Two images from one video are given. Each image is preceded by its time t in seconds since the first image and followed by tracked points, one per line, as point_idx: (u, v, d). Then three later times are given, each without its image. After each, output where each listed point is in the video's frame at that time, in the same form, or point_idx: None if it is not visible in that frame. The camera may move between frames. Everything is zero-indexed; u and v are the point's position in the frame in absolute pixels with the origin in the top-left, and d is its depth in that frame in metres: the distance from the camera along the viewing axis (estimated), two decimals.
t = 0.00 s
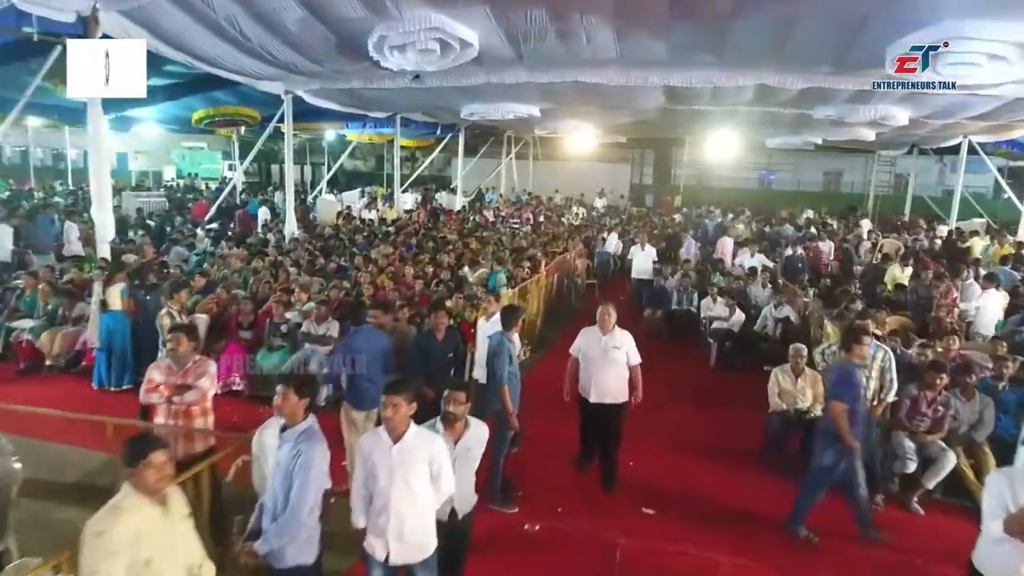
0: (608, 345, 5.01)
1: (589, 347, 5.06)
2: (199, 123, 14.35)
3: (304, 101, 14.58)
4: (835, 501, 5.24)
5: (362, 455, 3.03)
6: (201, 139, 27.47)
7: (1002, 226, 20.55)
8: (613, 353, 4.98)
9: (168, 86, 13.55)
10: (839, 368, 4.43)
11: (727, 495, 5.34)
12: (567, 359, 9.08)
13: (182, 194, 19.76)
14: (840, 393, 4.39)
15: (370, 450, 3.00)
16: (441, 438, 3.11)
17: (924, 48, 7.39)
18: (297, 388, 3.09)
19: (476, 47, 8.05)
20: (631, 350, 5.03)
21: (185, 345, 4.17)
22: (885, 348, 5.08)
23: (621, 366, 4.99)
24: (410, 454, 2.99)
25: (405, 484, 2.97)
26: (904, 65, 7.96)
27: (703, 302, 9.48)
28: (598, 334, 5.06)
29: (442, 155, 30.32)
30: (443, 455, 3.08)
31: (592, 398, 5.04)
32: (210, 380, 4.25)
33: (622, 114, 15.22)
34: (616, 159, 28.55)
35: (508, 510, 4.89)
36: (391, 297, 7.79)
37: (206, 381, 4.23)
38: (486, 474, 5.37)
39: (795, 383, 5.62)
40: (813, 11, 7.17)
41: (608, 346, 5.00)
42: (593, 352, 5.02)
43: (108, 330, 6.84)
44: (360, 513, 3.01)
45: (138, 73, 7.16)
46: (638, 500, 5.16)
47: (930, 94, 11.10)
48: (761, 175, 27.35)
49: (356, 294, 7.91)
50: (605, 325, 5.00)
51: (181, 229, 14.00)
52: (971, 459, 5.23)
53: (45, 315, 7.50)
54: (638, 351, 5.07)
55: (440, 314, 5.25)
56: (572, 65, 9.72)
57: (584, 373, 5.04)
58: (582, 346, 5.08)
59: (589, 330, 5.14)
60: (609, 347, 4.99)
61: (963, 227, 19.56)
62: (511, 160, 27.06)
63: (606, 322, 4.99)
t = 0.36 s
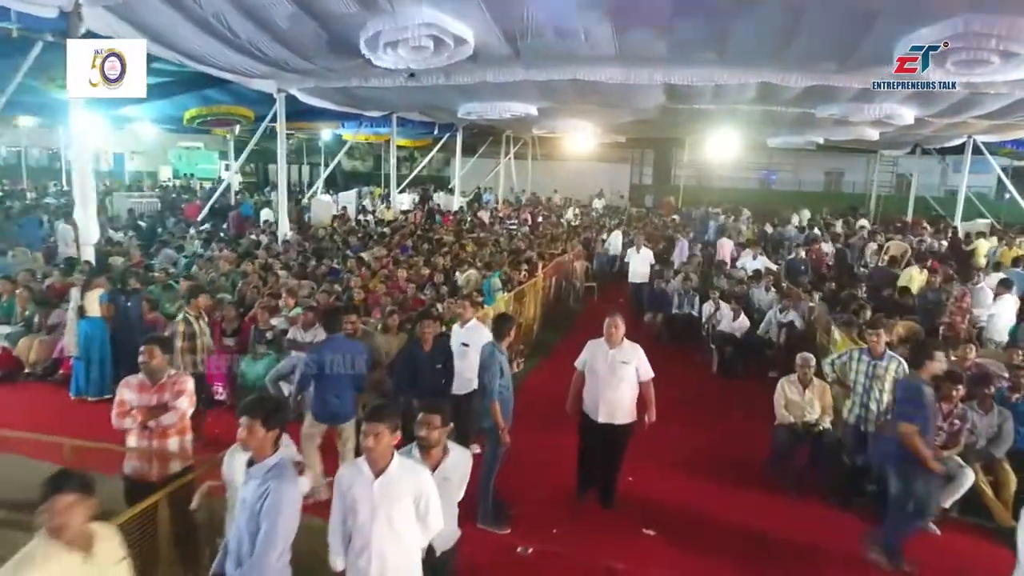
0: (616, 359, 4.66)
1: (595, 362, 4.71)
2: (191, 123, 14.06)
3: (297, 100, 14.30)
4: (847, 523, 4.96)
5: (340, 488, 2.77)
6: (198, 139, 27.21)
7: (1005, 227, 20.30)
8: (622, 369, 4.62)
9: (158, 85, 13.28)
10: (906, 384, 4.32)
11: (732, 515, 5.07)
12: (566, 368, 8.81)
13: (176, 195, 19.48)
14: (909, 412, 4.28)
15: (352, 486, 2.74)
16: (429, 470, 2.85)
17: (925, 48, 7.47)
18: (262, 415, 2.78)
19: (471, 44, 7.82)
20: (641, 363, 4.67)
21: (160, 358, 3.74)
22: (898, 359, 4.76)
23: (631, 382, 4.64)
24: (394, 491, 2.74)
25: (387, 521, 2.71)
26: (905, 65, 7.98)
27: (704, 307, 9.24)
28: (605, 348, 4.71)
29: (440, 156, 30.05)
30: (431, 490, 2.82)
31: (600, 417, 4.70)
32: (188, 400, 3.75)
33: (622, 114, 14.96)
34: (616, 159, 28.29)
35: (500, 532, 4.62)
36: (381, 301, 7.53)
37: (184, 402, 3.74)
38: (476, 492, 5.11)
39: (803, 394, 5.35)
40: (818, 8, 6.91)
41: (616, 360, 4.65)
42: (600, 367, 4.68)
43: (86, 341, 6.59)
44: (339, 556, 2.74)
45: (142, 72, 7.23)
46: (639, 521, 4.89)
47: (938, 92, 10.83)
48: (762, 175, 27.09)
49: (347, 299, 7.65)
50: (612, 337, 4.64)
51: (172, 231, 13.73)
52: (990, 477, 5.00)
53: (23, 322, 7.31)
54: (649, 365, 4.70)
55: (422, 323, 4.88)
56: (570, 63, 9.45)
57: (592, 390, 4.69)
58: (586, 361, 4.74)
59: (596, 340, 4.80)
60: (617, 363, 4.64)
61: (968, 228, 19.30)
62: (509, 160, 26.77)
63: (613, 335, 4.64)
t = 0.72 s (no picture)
0: (618, 381, 4.21)
1: (595, 383, 4.23)
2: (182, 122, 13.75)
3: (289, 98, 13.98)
4: (863, 547, 4.65)
5: (312, 532, 2.46)
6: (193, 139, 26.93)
7: (1011, 227, 19.99)
8: (626, 392, 4.17)
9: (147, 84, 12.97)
10: (998, 412, 3.86)
11: (740, 536, 4.78)
12: (564, 376, 8.50)
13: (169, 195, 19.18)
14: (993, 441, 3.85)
15: (324, 533, 2.43)
16: (414, 514, 2.51)
17: (925, 48, 7.33)
18: (204, 454, 2.49)
19: (466, 40, 7.55)
20: (643, 383, 4.26)
21: (122, 376, 3.33)
22: (917, 372, 4.47)
23: (635, 405, 4.20)
24: (370, 538, 2.41)
25: (363, 573, 2.37)
26: (904, 64, 8.04)
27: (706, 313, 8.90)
28: (605, 368, 4.23)
29: (438, 156, 29.72)
30: (416, 535, 2.47)
31: (606, 447, 4.16)
32: (154, 422, 3.37)
33: (622, 112, 14.62)
34: (616, 159, 27.98)
35: (491, 560, 4.31)
36: (369, 308, 7.21)
37: (150, 424, 3.36)
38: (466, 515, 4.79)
39: (813, 408, 5.02)
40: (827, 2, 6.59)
41: (619, 382, 4.20)
42: (603, 391, 4.18)
43: (59, 348, 6.29)
44: None
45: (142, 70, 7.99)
46: (640, 546, 4.56)
47: (948, 90, 10.51)
48: (762, 174, 26.78)
49: (334, 306, 7.33)
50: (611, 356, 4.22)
51: (161, 232, 13.43)
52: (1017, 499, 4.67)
53: None
54: (649, 383, 4.31)
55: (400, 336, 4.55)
56: (568, 60, 9.13)
57: (592, 417, 4.20)
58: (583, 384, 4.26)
59: (591, 360, 4.31)
60: (620, 385, 4.18)
61: (973, 228, 18.99)
62: (508, 160, 26.44)
63: (613, 353, 4.18)
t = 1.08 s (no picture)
0: (616, 403, 3.89)
1: (589, 407, 3.90)
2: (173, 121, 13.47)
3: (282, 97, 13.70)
4: (877, 567, 4.37)
5: None
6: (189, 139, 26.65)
7: (1016, 228, 19.70)
8: (625, 414, 3.87)
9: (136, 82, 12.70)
10: None
11: (745, 555, 4.52)
12: (563, 382, 8.24)
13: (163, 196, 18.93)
14: None
15: None
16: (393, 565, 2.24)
17: (922, 49, 7.57)
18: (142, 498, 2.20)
19: (461, 37, 7.24)
20: (640, 403, 3.96)
21: (84, 396, 3.08)
22: (937, 387, 4.19)
23: (634, 428, 3.90)
24: None
25: None
26: (903, 65, 8.23)
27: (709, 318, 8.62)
28: (599, 390, 3.92)
29: (436, 155, 29.44)
30: None
31: (604, 477, 3.83)
32: (115, 450, 3.09)
33: (622, 111, 14.33)
34: (615, 159, 27.70)
35: None
36: (358, 314, 6.93)
37: (110, 452, 3.07)
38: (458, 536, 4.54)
39: (825, 422, 4.75)
40: None
41: (616, 404, 3.89)
42: (598, 415, 3.87)
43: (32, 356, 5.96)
44: None
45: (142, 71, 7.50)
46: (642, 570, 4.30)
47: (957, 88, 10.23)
48: (763, 174, 26.49)
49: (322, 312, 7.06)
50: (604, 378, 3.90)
51: (151, 234, 13.16)
52: None
53: None
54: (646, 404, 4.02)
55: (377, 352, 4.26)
56: (567, 57, 8.84)
57: (588, 443, 3.86)
58: (576, 407, 3.93)
59: (584, 381, 3.97)
60: (619, 407, 3.88)
61: (977, 229, 18.71)
62: (506, 160, 26.16)
63: (608, 374, 3.88)
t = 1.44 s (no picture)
0: (620, 440, 3.48)
1: (588, 441, 3.51)
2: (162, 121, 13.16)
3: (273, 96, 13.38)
4: None
5: None
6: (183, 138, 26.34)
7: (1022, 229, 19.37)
8: (628, 452, 3.47)
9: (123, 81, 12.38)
10: None
11: None
12: (563, 392, 7.92)
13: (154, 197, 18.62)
14: None
15: None
16: None
17: (923, 49, 7.59)
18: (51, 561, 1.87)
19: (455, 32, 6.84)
20: (646, 438, 3.56)
21: (23, 426, 2.80)
22: (965, 407, 3.88)
23: (638, 465, 3.52)
24: None
25: None
26: (905, 64, 8.24)
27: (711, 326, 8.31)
28: (600, 423, 3.50)
29: (434, 155, 29.12)
30: None
31: (603, 522, 3.46)
32: (55, 487, 2.83)
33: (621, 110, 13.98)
34: (614, 159, 27.36)
35: None
36: (344, 322, 6.61)
37: (49, 489, 2.80)
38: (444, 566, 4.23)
39: (839, 442, 4.43)
40: None
41: (619, 441, 3.48)
42: (598, 451, 3.48)
43: None
44: None
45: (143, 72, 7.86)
46: None
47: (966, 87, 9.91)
48: (764, 175, 26.16)
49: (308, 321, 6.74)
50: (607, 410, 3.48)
51: (139, 236, 12.84)
52: None
53: None
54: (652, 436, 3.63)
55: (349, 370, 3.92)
56: (566, 53, 8.50)
57: (590, 484, 3.48)
58: (573, 441, 3.54)
59: (583, 411, 3.57)
60: (622, 443, 3.47)
61: (983, 231, 18.39)
62: (504, 160, 25.82)
63: (610, 406, 3.46)
